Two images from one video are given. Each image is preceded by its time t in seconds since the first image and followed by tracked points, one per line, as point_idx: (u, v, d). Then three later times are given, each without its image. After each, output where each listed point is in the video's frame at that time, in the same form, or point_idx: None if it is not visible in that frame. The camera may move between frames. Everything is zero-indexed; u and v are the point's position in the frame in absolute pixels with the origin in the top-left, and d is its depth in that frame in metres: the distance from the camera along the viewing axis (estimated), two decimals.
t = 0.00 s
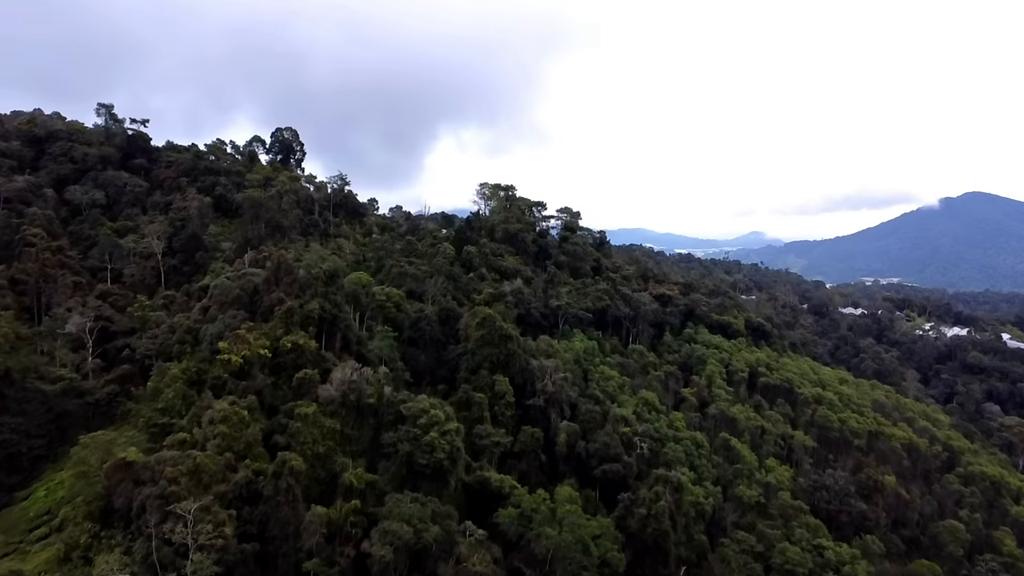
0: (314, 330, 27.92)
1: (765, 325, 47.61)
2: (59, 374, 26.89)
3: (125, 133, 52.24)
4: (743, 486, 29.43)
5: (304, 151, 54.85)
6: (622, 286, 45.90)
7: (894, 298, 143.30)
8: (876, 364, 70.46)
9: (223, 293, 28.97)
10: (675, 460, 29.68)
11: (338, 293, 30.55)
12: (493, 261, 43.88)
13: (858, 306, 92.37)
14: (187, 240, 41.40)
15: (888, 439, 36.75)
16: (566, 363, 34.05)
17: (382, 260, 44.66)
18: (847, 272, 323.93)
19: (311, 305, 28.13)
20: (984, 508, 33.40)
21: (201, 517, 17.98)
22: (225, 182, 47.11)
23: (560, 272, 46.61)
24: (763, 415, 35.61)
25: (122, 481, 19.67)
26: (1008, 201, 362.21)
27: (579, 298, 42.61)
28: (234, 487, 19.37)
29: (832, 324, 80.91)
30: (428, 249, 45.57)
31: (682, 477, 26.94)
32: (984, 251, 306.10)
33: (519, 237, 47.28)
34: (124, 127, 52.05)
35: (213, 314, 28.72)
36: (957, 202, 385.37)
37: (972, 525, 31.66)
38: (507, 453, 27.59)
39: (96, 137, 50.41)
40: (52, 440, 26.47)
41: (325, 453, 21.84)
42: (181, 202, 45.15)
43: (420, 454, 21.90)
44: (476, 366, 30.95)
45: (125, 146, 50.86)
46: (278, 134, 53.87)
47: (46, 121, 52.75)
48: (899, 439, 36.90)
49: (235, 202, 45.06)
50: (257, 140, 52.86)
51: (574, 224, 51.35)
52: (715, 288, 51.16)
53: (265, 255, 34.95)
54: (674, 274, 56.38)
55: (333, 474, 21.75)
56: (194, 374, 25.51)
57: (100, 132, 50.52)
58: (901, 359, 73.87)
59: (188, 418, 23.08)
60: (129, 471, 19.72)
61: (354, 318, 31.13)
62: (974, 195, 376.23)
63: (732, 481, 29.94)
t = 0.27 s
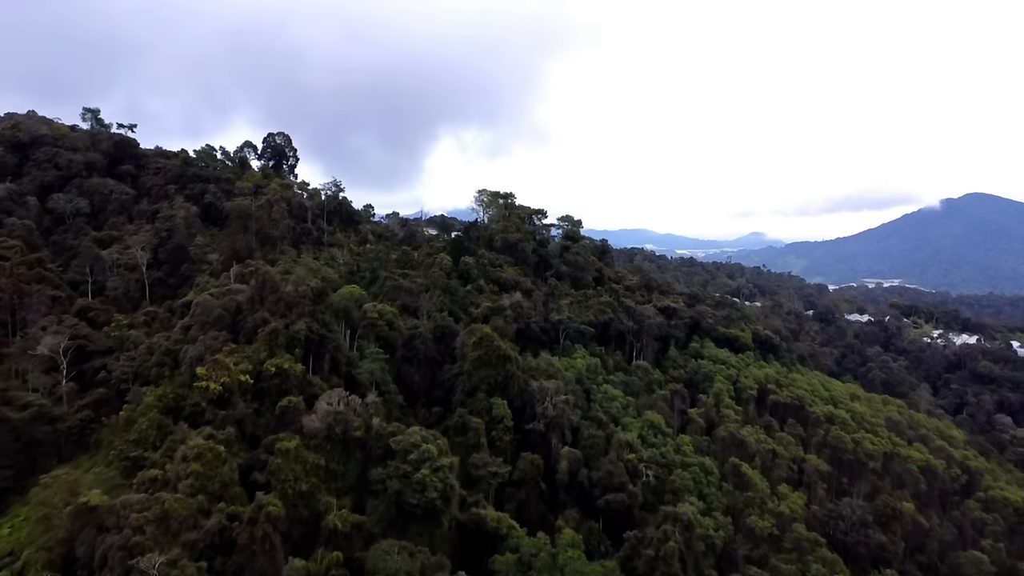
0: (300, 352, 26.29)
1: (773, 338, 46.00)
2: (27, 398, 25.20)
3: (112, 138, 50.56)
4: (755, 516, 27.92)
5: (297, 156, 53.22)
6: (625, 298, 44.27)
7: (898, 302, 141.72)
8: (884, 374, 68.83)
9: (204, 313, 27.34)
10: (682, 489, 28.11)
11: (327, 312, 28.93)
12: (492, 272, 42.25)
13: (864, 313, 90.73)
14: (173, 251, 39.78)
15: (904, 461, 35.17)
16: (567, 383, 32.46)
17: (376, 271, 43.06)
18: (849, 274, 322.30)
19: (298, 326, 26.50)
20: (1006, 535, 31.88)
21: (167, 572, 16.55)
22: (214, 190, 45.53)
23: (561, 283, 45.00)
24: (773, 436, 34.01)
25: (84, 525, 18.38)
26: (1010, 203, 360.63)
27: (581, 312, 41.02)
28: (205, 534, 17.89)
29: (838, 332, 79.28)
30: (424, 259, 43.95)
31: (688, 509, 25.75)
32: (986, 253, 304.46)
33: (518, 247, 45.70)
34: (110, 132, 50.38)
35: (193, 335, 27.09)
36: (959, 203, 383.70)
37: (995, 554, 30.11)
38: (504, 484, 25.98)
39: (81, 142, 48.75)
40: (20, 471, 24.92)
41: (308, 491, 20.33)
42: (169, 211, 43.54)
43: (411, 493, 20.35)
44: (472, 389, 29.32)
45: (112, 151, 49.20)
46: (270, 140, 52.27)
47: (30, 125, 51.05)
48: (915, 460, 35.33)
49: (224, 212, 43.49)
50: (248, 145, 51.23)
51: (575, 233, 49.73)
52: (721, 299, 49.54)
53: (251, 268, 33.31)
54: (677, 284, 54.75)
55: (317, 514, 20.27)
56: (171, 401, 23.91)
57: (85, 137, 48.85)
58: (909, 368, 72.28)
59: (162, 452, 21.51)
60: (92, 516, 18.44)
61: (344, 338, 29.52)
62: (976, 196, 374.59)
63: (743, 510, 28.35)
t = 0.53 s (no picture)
0: (285, 377, 24.64)
1: (781, 352, 44.35)
2: None
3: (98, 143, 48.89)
4: (769, 550, 26.89)
5: (290, 162, 51.58)
6: (629, 311, 42.66)
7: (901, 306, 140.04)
8: (891, 383, 67.22)
9: (182, 334, 25.66)
10: (688, 504, 27.28)
11: (314, 332, 27.25)
12: (490, 283, 40.64)
13: (870, 320, 89.08)
14: (158, 263, 38.16)
15: (921, 486, 33.56)
16: (569, 405, 30.83)
17: (370, 283, 41.49)
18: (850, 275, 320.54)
19: (282, 348, 24.85)
20: None
21: None
22: (203, 198, 43.92)
23: (561, 295, 43.38)
24: (785, 460, 32.40)
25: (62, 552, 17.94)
26: (1012, 204, 359.16)
27: (583, 326, 39.41)
28: None
29: (845, 339, 77.61)
30: (419, 270, 42.35)
31: (697, 548, 25.30)
32: (989, 255, 302.73)
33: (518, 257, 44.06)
34: (96, 137, 48.72)
35: (171, 357, 25.45)
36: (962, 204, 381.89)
37: None
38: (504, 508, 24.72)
39: (66, 147, 47.08)
40: None
41: (288, 536, 18.85)
42: (155, 219, 41.92)
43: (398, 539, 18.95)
44: (469, 414, 27.68)
45: (98, 157, 47.54)
46: (261, 145, 50.69)
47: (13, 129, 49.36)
48: (933, 485, 33.73)
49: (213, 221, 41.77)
50: (239, 151, 49.61)
51: (577, 242, 48.09)
52: (727, 310, 47.90)
53: (237, 283, 31.68)
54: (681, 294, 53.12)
55: (298, 560, 18.80)
56: (144, 431, 22.26)
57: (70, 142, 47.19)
58: (917, 378, 70.62)
59: (131, 491, 19.91)
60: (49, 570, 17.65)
61: (333, 359, 27.89)
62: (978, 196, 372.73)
63: (755, 544, 27.09)
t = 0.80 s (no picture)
0: (267, 406, 23.02)
1: (790, 366, 42.74)
2: None
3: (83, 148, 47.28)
4: None
5: (282, 168, 49.98)
6: (632, 324, 41.07)
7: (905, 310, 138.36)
8: (900, 393, 65.60)
9: (158, 358, 24.02)
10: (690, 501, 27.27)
11: (300, 354, 25.62)
12: (488, 296, 39.02)
13: (876, 326, 87.42)
14: (141, 276, 36.55)
15: (939, 511, 32.06)
16: (571, 429, 29.25)
17: (364, 296, 39.91)
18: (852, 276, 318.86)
19: (264, 374, 23.22)
20: None
21: None
22: (190, 206, 42.31)
23: (562, 308, 41.78)
24: (798, 485, 30.86)
25: None
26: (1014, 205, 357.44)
27: (584, 342, 37.84)
28: None
29: (852, 347, 75.96)
30: (415, 282, 40.76)
31: None
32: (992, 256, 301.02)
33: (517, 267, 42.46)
34: (81, 142, 47.11)
35: (145, 383, 23.84)
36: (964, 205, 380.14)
37: None
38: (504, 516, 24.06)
39: (49, 153, 45.46)
40: None
41: None
42: (140, 229, 40.31)
43: None
44: (465, 441, 25.98)
45: (82, 163, 45.91)
46: (252, 150, 49.14)
47: None
48: (953, 511, 32.15)
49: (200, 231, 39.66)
50: (229, 156, 48.03)
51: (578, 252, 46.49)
52: (733, 322, 46.29)
53: (221, 299, 30.06)
54: (686, 304, 51.49)
55: None
56: (114, 467, 20.69)
57: (54, 147, 45.56)
58: (926, 387, 69.01)
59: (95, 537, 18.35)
60: None
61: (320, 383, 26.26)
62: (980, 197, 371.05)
63: None
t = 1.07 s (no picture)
0: (245, 438, 21.44)
1: (800, 381, 41.12)
2: None
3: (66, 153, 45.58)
4: None
5: (273, 173, 48.37)
6: (636, 338, 39.47)
7: (909, 314, 136.71)
8: (909, 403, 63.95)
9: (130, 385, 22.38)
10: (687, 504, 27.53)
11: (284, 379, 24.02)
12: (486, 309, 37.41)
13: (882, 333, 85.81)
14: (123, 288, 34.90)
15: (959, 541, 30.58)
16: (572, 455, 27.64)
17: (356, 309, 38.29)
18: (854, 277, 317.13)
19: (243, 404, 21.61)
20: None
21: None
22: (177, 215, 40.66)
23: (563, 322, 40.18)
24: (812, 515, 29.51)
25: None
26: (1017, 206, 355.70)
27: (586, 359, 36.25)
28: None
29: (858, 355, 74.28)
30: (410, 294, 39.16)
31: None
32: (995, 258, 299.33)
33: (515, 279, 40.82)
34: (64, 147, 45.44)
35: (116, 412, 22.21)
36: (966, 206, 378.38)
37: None
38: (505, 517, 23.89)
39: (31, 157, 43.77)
40: None
41: None
42: (123, 238, 38.65)
43: None
44: (460, 471, 24.37)
45: (66, 168, 44.23)
46: (242, 156, 47.54)
47: None
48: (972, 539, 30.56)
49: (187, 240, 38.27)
50: (218, 161, 46.41)
51: (578, 263, 44.92)
52: (741, 335, 44.65)
53: (202, 316, 28.40)
54: (690, 315, 49.86)
55: None
56: (78, 508, 19.17)
57: (35, 152, 43.87)
58: (934, 398, 67.39)
59: None
60: None
61: (304, 410, 24.60)
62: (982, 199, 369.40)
63: None
